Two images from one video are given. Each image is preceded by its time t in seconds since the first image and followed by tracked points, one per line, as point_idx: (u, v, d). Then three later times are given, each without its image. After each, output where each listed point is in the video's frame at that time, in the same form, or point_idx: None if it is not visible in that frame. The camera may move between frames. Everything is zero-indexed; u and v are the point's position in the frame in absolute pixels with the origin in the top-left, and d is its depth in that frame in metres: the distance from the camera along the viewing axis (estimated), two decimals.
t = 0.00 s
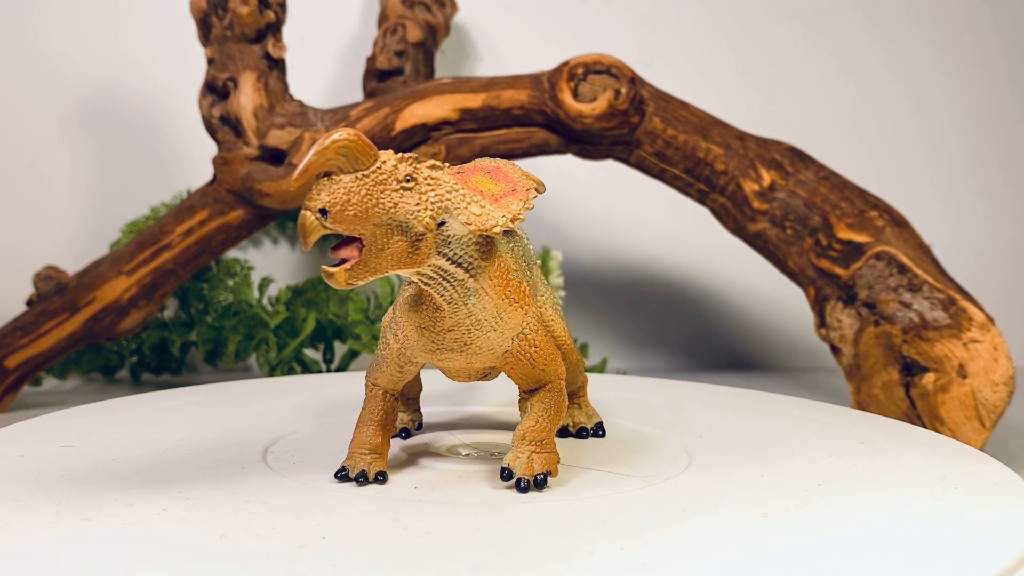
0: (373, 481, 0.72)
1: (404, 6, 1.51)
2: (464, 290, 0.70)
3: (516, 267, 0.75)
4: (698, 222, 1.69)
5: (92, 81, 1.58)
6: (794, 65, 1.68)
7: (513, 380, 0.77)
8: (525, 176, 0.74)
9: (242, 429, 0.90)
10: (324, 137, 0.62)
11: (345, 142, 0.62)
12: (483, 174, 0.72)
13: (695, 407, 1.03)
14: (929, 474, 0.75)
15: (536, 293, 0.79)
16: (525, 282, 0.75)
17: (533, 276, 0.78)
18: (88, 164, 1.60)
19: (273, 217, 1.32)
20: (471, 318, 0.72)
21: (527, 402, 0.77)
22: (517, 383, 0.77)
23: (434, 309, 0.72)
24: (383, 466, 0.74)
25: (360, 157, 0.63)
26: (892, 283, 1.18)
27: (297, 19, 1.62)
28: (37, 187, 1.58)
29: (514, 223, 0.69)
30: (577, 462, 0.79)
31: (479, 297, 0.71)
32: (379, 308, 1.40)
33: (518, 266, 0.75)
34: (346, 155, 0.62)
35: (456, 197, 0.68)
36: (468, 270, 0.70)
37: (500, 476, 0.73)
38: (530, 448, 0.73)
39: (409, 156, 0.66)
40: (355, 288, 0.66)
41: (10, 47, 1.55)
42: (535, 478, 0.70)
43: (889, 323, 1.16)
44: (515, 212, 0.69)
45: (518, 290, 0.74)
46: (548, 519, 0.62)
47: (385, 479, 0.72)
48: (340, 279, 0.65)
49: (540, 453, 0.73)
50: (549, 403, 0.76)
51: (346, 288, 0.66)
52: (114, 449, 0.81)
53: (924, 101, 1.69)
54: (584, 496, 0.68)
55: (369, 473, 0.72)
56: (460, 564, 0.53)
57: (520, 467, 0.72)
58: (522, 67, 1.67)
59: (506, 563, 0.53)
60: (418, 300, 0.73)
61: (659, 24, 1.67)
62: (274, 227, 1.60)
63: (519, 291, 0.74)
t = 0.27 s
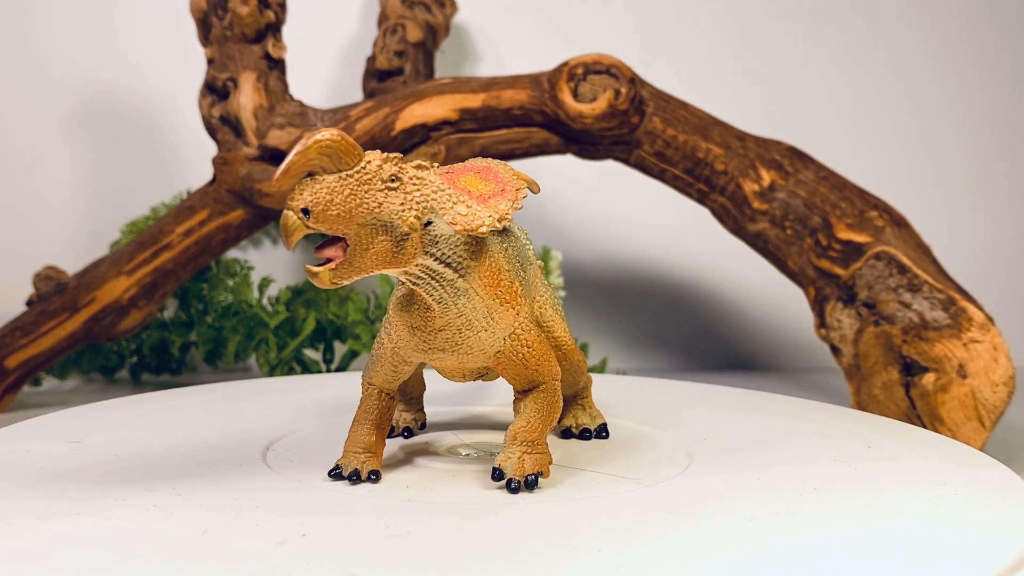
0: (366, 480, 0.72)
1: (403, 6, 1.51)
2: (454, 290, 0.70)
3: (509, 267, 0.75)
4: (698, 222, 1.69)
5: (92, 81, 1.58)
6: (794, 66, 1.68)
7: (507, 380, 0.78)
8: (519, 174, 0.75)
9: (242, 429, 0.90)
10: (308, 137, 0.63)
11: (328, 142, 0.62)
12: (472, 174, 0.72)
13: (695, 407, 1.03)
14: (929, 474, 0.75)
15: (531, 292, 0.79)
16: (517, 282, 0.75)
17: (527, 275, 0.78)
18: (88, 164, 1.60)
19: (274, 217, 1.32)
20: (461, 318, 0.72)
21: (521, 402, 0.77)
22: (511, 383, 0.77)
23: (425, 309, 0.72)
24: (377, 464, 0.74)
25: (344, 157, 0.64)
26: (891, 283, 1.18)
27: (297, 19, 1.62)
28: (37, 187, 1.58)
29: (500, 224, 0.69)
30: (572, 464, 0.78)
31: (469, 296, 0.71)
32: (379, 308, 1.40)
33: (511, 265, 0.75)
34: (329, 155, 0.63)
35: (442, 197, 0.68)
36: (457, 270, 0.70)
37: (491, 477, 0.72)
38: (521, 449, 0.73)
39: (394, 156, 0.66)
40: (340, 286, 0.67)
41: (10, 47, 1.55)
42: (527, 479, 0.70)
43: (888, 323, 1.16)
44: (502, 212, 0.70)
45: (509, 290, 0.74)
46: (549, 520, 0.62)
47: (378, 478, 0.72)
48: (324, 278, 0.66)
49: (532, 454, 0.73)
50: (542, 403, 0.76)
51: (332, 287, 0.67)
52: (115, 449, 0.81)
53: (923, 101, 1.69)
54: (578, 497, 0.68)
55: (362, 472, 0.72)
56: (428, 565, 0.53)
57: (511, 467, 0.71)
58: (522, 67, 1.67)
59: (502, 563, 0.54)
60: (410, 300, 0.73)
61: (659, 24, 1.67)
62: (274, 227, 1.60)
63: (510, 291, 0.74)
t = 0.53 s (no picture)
0: (359, 479, 0.72)
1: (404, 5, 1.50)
2: (443, 290, 0.70)
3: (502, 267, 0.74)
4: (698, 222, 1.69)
5: (92, 81, 1.58)
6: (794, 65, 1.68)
7: (501, 381, 0.76)
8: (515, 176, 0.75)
9: (242, 430, 0.90)
10: (292, 136, 0.63)
11: (311, 142, 0.62)
12: (460, 173, 0.71)
13: (695, 408, 1.02)
14: (931, 475, 0.74)
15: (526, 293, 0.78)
16: (510, 282, 0.74)
17: (522, 275, 0.77)
18: (88, 163, 1.59)
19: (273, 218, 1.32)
20: (452, 318, 0.71)
21: (514, 403, 0.76)
22: (505, 384, 0.76)
23: (416, 308, 0.71)
24: (371, 464, 0.74)
25: (327, 157, 0.63)
26: (892, 284, 1.17)
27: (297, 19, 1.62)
28: (36, 187, 1.58)
29: (487, 223, 0.68)
30: (566, 465, 0.78)
31: (460, 296, 0.70)
32: (378, 308, 1.40)
33: (504, 265, 0.74)
34: (312, 155, 0.63)
35: (428, 196, 0.67)
36: (445, 269, 0.69)
37: (482, 477, 0.72)
38: (511, 450, 0.72)
39: (379, 156, 0.66)
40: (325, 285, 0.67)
41: (9, 46, 1.54)
42: (517, 481, 0.70)
43: (889, 323, 1.16)
44: (489, 212, 0.69)
45: (501, 290, 0.73)
46: (551, 521, 0.61)
47: (371, 478, 0.73)
48: (308, 277, 0.65)
49: (522, 455, 0.72)
50: (534, 404, 0.75)
51: (316, 287, 0.66)
52: (113, 450, 0.81)
53: (924, 101, 1.69)
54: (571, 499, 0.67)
55: (355, 471, 0.73)
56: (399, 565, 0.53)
57: (501, 468, 0.71)
58: (522, 66, 1.66)
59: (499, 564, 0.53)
60: (401, 299, 0.72)
61: (659, 24, 1.67)
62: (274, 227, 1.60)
63: (502, 291, 0.73)
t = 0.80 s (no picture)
0: (353, 478, 0.73)
1: (403, 5, 1.50)
2: (434, 290, 0.70)
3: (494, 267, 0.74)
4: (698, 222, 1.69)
5: (91, 81, 1.58)
6: (794, 65, 1.68)
7: (494, 381, 0.76)
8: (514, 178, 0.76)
9: (242, 430, 0.90)
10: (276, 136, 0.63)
11: (295, 142, 0.63)
12: (449, 174, 0.71)
13: (696, 408, 1.02)
14: (931, 476, 0.74)
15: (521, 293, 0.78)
16: (503, 283, 0.74)
17: (517, 276, 0.77)
18: (88, 163, 1.59)
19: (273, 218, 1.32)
20: (442, 317, 0.71)
21: (507, 403, 0.76)
22: (498, 384, 0.76)
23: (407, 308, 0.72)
24: (366, 462, 0.74)
25: (312, 157, 0.64)
26: (892, 284, 1.17)
27: (296, 19, 1.62)
28: (36, 186, 1.58)
29: (474, 223, 0.68)
30: (562, 466, 0.77)
31: (450, 296, 0.70)
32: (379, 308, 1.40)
33: (497, 265, 0.74)
34: (297, 155, 0.63)
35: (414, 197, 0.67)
36: (434, 268, 0.69)
37: (473, 478, 0.72)
38: (501, 450, 0.72)
39: (365, 156, 0.66)
40: (310, 285, 0.67)
41: (9, 46, 1.54)
42: (507, 480, 0.69)
43: (889, 323, 1.16)
44: (476, 212, 0.69)
45: (493, 291, 0.73)
46: (550, 521, 0.61)
47: (364, 477, 0.73)
48: (293, 277, 0.66)
49: (513, 456, 0.72)
50: (526, 405, 0.75)
51: (301, 286, 0.67)
52: (113, 450, 0.81)
53: (924, 101, 1.69)
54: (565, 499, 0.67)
55: (349, 469, 0.73)
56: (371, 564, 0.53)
57: (491, 469, 0.70)
58: (522, 66, 1.66)
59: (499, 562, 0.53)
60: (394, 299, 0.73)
61: (659, 24, 1.67)
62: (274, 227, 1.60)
63: (494, 291, 0.73)
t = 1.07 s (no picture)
0: (347, 476, 0.73)
1: (403, 5, 1.50)
2: (423, 289, 0.70)
3: (486, 268, 0.74)
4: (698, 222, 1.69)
5: (91, 81, 1.58)
6: (794, 65, 1.68)
7: (487, 381, 0.76)
8: (507, 179, 0.76)
9: (242, 430, 0.90)
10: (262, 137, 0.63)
11: (281, 143, 0.63)
12: (438, 174, 0.71)
13: (696, 408, 1.02)
14: (931, 477, 0.74)
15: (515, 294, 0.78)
16: (494, 283, 0.74)
17: (510, 276, 0.77)
18: (87, 163, 1.59)
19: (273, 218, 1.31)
20: (433, 316, 0.71)
21: (500, 404, 0.76)
22: (491, 384, 0.76)
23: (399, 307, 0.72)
24: (361, 461, 0.74)
25: (298, 158, 0.64)
26: (892, 284, 1.17)
27: (296, 19, 1.62)
28: (35, 186, 1.58)
29: (461, 223, 0.68)
30: (556, 467, 0.77)
31: (439, 296, 0.70)
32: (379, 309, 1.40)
33: (488, 265, 0.74)
34: (282, 155, 0.63)
35: (400, 197, 0.67)
36: (423, 268, 0.69)
37: (465, 478, 0.71)
38: (492, 450, 0.71)
39: (352, 156, 0.66)
40: (298, 284, 0.68)
41: (8, 46, 1.54)
42: (497, 481, 0.69)
43: (889, 323, 1.16)
44: (463, 213, 0.68)
45: (485, 291, 0.73)
46: (548, 521, 0.61)
47: (358, 475, 0.73)
48: (280, 276, 0.66)
49: (504, 456, 0.71)
50: (518, 406, 0.74)
51: (288, 285, 0.67)
52: (113, 449, 0.81)
53: (924, 101, 1.69)
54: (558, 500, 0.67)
55: (343, 468, 0.73)
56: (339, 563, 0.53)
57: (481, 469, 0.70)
58: (522, 66, 1.66)
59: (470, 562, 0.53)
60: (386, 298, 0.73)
61: (659, 24, 1.67)
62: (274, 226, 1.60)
63: (485, 291, 0.73)
